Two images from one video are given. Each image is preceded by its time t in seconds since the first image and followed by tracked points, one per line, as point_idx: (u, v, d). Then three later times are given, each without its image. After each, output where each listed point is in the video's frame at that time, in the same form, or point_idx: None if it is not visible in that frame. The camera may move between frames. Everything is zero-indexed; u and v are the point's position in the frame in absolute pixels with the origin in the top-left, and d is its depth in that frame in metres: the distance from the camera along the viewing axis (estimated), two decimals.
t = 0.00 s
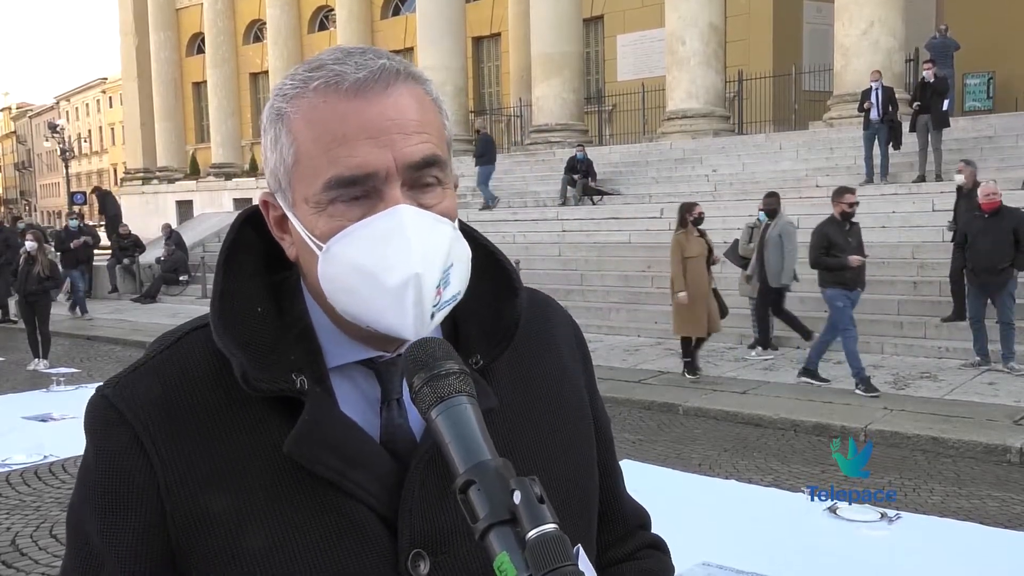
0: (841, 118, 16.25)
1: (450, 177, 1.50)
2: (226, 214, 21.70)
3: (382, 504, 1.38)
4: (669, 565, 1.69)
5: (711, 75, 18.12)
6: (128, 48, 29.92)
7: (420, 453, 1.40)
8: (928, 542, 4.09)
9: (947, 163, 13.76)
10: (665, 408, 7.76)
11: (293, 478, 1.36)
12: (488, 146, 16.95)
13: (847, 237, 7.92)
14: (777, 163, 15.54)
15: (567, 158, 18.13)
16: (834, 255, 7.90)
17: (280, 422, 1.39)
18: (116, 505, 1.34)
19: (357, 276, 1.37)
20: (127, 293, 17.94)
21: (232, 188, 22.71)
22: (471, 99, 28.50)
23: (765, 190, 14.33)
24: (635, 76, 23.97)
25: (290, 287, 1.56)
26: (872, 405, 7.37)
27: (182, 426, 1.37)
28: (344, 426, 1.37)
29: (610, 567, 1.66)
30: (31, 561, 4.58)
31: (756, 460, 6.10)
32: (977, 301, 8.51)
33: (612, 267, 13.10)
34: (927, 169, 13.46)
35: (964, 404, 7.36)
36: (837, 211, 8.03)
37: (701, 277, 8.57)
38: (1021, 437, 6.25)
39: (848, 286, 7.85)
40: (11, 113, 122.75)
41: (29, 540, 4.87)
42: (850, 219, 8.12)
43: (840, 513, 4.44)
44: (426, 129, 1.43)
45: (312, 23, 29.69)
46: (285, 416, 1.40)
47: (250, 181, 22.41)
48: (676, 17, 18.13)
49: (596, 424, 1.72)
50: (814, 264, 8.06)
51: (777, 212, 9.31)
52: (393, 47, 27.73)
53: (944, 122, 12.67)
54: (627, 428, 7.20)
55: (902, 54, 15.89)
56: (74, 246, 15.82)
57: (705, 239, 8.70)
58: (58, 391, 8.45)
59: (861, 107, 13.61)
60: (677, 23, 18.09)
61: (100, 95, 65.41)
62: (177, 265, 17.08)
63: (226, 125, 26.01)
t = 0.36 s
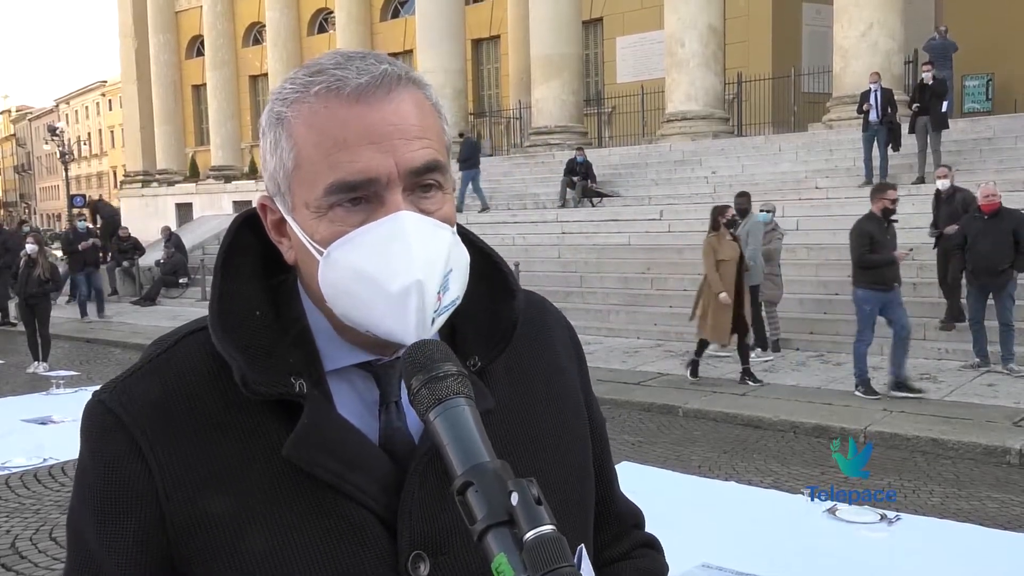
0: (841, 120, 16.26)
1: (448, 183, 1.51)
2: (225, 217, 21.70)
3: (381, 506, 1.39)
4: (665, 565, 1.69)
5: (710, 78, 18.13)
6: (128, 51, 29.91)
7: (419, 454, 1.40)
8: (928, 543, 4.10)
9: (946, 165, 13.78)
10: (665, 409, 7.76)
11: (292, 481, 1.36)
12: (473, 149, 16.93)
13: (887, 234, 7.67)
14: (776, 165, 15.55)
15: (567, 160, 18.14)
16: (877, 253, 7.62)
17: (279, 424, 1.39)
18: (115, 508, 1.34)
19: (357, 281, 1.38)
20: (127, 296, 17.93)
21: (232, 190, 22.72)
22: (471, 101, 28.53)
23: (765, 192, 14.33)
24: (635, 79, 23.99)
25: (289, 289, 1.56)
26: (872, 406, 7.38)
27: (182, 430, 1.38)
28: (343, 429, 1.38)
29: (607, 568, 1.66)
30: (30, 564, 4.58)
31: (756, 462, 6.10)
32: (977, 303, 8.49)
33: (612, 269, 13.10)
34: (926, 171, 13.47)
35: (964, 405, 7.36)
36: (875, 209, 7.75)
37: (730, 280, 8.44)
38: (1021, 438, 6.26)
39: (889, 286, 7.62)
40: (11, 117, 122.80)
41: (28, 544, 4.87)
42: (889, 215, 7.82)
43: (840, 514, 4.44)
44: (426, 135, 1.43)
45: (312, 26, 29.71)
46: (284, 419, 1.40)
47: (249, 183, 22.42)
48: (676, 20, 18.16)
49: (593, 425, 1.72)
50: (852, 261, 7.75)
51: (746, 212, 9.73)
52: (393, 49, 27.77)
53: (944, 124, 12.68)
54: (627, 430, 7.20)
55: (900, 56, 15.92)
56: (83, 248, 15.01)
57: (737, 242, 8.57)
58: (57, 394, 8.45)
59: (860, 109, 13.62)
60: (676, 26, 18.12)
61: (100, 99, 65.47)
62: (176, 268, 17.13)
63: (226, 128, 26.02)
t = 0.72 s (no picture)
0: (841, 120, 16.25)
1: (446, 183, 1.50)
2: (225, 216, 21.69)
3: (380, 504, 1.38)
4: (666, 564, 1.69)
5: (710, 78, 18.12)
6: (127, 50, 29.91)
7: (418, 452, 1.40)
8: (928, 544, 4.09)
9: (946, 165, 13.77)
10: (665, 409, 7.75)
11: (291, 479, 1.36)
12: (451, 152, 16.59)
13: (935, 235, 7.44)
14: (777, 165, 15.53)
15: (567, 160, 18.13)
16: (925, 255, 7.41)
17: (278, 423, 1.39)
18: (115, 505, 1.34)
19: (355, 281, 1.38)
20: (127, 296, 17.92)
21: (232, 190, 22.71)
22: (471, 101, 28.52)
23: (765, 192, 14.32)
24: (635, 79, 23.98)
25: (288, 289, 1.56)
26: (872, 407, 7.37)
27: (182, 427, 1.38)
28: (343, 429, 1.37)
29: (608, 565, 1.66)
30: (30, 563, 4.57)
31: (756, 462, 6.10)
32: (977, 302, 8.52)
33: (611, 269, 13.10)
34: (926, 171, 13.46)
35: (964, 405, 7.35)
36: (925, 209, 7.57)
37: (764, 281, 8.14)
38: (1021, 439, 6.25)
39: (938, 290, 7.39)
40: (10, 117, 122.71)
41: (28, 543, 4.87)
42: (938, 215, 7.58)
43: (840, 515, 4.44)
44: (423, 135, 1.43)
45: (312, 25, 29.71)
46: (284, 418, 1.40)
47: (249, 183, 22.41)
48: (676, 19, 18.15)
49: (593, 423, 1.72)
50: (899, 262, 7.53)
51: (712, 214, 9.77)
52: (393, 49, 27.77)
53: (944, 124, 12.67)
54: (627, 429, 7.20)
55: (900, 56, 15.92)
56: (94, 248, 15.12)
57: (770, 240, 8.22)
58: (56, 393, 8.44)
59: (861, 108, 13.62)
60: (677, 26, 18.12)
61: (100, 98, 65.51)
62: (177, 267, 17.12)
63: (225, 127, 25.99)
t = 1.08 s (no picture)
0: (841, 122, 16.25)
1: (448, 182, 1.51)
2: (225, 217, 21.70)
3: (382, 507, 1.39)
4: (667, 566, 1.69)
5: (710, 79, 18.13)
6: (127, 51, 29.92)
7: (419, 455, 1.40)
8: (928, 545, 4.10)
9: (946, 166, 13.77)
10: (664, 410, 7.75)
11: (293, 482, 1.36)
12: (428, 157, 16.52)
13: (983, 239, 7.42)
14: (777, 166, 15.54)
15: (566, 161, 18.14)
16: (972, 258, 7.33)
17: (279, 424, 1.39)
18: (116, 509, 1.34)
19: (359, 280, 1.39)
20: (127, 297, 17.94)
21: (232, 191, 22.71)
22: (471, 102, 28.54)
23: (765, 193, 14.34)
24: (635, 80, 23.99)
25: (290, 290, 1.56)
26: (872, 408, 7.38)
27: (181, 429, 1.38)
28: (344, 430, 1.38)
29: (608, 567, 1.66)
30: (30, 564, 4.58)
31: (755, 463, 6.10)
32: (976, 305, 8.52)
33: (611, 270, 13.11)
34: (926, 173, 13.47)
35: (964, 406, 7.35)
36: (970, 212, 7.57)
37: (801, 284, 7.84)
38: (1021, 440, 6.26)
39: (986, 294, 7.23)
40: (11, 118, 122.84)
41: (28, 544, 4.87)
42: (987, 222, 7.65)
43: (839, 515, 4.44)
44: (425, 132, 1.43)
45: (312, 26, 29.72)
46: (285, 419, 1.40)
47: (249, 184, 22.41)
48: (676, 20, 18.17)
49: (594, 425, 1.72)
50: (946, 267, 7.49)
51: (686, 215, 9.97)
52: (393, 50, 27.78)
53: (944, 125, 12.67)
54: (627, 431, 7.20)
55: (900, 58, 15.93)
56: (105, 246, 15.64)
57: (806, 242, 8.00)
58: (56, 394, 8.45)
59: (861, 109, 13.61)
60: (677, 26, 18.14)
61: (100, 99, 65.57)
62: (177, 268, 17.08)
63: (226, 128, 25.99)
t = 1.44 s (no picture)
0: (840, 125, 16.26)
1: (451, 188, 1.51)
2: (225, 220, 21.71)
3: (383, 511, 1.39)
4: (667, 569, 1.69)
5: (710, 82, 18.15)
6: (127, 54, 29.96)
7: (420, 459, 1.40)
8: (928, 547, 4.10)
9: (945, 169, 13.78)
10: (664, 413, 7.75)
11: (294, 485, 1.37)
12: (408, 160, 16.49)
13: None
14: (776, 169, 15.56)
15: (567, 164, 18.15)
16: None
17: (280, 428, 1.39)
18: (117, 512, 1.34)
19: (360, 288, 1.39)
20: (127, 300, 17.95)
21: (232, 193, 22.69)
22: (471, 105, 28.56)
23: (765, 196, 14.36)
24: (635, 82, 24.02)
25: (291, 296, 1.57)
26: (872, 411, 7.38)
27: (182, 433, 1.38)
28: (346, 434, 1.38)
29: (607, 571, 1.67)
30: (30, 566, 4.58)
31: (755, 466, 6.10)
32: (975, 308, 8.61)
33: (611, 274, 13.12)
34: (926, 176, 13.48)
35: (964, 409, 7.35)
36: None
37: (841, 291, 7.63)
38: (1021, 443, 6.26)
39: None
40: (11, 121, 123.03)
41: (28, 547, 4.87)
42: None
43: (838, 518, 4.44)
44: (429, 141, 1.44)
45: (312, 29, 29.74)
46: (286, 423, 1.40)
47: (249, 187, 22.43)
48: (676, 23, 18.19)
49: (595, 430, 1.72)
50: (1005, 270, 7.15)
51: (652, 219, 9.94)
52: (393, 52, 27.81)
53: (944, 128, 12.68)
54: (627, 434, 7.21)
55: (900, 61, 15.94)
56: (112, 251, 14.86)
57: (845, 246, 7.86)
58: (56, 396, 8.45)
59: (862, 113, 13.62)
60: (677, 30, 18.17)
61: (101, 102, 65.73)
62: (177, 271, 17.05)
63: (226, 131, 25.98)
